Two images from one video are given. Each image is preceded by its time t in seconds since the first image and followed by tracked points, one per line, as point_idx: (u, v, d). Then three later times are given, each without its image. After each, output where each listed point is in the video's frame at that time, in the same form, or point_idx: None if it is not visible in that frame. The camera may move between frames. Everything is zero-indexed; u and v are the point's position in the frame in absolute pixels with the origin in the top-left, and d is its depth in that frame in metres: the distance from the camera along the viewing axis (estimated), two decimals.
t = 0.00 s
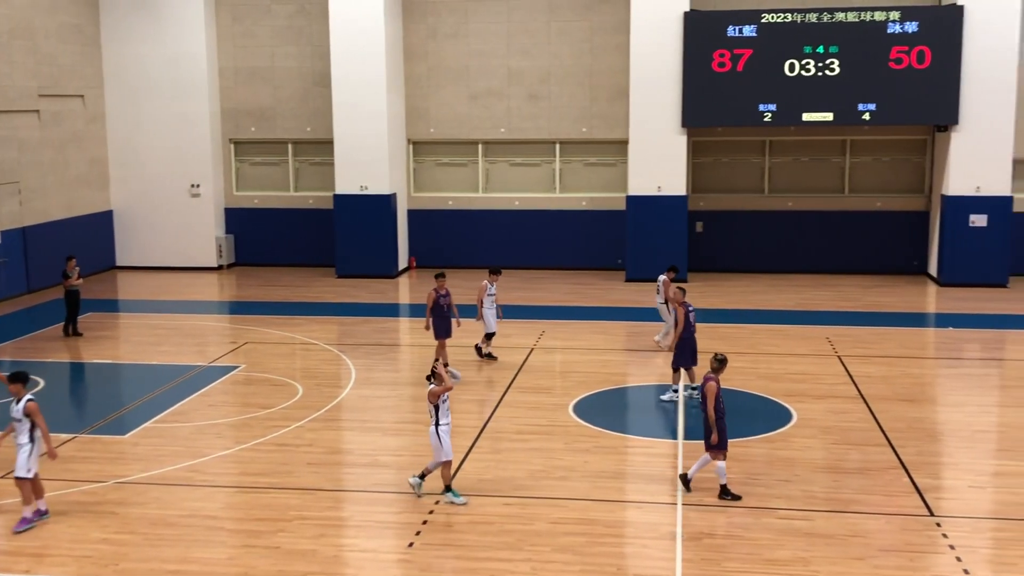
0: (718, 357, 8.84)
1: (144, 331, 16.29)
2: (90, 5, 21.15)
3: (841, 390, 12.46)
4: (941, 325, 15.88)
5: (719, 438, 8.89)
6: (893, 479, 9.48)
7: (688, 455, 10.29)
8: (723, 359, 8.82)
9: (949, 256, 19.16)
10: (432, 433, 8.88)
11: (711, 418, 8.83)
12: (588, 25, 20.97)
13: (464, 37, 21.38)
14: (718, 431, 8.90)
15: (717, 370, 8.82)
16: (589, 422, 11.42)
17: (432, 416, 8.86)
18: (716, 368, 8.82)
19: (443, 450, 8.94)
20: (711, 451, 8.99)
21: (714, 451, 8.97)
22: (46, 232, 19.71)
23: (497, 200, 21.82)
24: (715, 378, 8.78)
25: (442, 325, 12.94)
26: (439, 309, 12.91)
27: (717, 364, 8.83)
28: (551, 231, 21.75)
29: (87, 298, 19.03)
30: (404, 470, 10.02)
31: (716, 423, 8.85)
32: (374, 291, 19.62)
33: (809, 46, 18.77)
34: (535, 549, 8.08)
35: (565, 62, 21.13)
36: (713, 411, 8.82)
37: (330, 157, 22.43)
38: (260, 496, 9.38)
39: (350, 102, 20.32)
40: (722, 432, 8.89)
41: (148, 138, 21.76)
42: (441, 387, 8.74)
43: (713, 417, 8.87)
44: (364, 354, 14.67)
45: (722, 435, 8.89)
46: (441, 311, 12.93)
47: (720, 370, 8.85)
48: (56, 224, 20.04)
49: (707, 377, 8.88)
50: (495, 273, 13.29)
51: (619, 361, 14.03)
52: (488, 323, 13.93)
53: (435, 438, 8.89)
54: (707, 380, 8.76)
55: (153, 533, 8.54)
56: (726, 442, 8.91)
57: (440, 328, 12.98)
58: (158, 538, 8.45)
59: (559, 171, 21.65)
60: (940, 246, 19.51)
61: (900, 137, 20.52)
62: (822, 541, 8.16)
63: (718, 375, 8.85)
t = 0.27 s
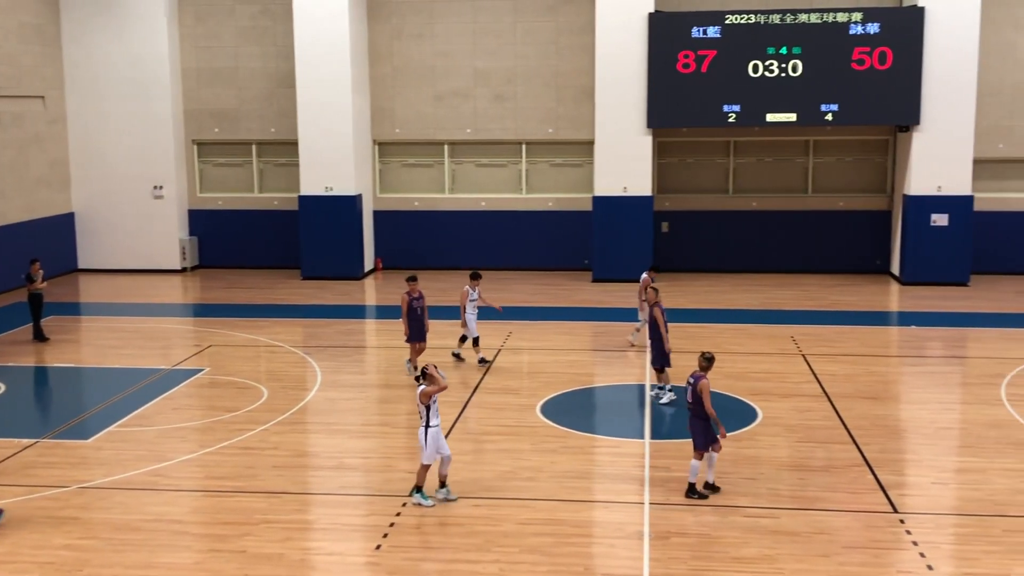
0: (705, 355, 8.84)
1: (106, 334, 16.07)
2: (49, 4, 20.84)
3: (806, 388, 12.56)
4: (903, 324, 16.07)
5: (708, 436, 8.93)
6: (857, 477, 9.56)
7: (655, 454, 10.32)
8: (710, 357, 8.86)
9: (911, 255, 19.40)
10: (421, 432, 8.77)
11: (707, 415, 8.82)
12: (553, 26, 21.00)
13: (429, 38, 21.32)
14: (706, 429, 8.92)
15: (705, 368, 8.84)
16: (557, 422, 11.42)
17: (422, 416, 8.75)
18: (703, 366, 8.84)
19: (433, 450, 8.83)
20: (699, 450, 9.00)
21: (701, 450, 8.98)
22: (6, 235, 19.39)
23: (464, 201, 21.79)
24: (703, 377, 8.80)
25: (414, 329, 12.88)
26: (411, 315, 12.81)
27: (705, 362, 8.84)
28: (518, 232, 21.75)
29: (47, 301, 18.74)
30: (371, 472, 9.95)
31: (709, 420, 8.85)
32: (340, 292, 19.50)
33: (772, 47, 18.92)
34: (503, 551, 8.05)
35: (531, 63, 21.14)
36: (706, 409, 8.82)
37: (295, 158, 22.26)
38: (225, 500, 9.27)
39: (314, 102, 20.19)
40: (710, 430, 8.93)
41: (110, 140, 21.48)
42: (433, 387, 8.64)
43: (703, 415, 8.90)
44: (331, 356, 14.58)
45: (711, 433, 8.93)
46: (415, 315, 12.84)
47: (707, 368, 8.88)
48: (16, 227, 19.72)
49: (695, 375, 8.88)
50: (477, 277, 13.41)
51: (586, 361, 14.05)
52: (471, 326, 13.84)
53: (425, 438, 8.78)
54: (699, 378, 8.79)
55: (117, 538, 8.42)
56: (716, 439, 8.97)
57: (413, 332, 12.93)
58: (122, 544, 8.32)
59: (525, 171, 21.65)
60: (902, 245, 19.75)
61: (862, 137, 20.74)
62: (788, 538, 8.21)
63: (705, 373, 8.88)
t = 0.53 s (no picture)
0: (696, 354, 8.87)
1: (72, 337, 15.86)
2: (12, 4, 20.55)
3: (775, 387, 12.64)
4: (870, 322, 16.22)
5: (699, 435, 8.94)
6: (826, 475, 9.63)
7: (626, 454, 10.34)
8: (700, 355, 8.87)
9: (877, 255, 19.60)
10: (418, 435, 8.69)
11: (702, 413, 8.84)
12: (522, 27, 21.01)
13: (398, 38, 21.26)
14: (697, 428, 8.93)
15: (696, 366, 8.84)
16: (527, 423, 11.41)
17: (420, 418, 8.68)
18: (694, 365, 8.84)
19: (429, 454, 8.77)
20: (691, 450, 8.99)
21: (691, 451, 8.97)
22: None
23: (433, 202, 21.74)
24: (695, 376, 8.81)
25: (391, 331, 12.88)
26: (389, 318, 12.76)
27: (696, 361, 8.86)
28: (488, 232, 21.73)
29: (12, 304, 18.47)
30: (341, 474, 9.89)
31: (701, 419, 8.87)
32: (309, 294, 19.38)
33: (740, 48, 19.04)
34: (475, 552, 8.03)
35: (501, 63, 21.14)
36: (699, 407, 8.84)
37: (264, 159, 22.10)
38: (194, 503, 9.17)
39: (282, 103, 20.05)
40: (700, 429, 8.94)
41: (75, 141, 21.22)
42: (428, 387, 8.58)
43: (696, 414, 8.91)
44: (301, 358, 14.48)
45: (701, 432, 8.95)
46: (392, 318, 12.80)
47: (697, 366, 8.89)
48: None
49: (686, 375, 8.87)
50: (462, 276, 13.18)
51: (557, 361, 14.06)
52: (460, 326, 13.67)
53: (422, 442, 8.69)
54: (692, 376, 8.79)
55: (84, 543, 8.30)
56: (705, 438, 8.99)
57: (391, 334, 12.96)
58: (89, 548, 8.21)
59: (495, 172, 21.63)
60: (868, 245, 19.95)
61: (829, 138, 20.94)
62: (758, 536, 8.26)
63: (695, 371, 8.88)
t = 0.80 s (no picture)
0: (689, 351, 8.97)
1: (43, 340, 15.67)
2: None
3: (749, 386, 12.71)
4: (843, 321, 16.35)
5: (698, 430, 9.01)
6: (800, 473, 9.69)
7: (601, 453, 10.35)
8: (694, 351, 8.95)
9: (850, 254, 19.76)
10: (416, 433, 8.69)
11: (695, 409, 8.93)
12: (496, 27, 21.00)
13: (371, 38, 21.19)
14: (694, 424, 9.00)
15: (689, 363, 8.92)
16: (503, 423, 11.39)
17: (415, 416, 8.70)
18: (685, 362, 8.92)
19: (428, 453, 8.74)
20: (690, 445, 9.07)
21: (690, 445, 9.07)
22: None
23: (408, 202, 21.69)
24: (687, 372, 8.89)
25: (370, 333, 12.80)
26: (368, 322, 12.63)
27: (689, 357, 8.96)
28: (463, 233, 21.70)
29: None
30: (316, 476, 9.83)
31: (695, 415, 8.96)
32: (283, 295, 19.28)
33: (713, 49, 19.13)
34: (450, 553, 8.00)
35: (475, 64, 21.12)
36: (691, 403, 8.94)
37: (237, 159, 21.96)
38: (167, 506, 9.09)
39: (255, 103, 19.93)
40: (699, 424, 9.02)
41: (44, 142, 20.98)
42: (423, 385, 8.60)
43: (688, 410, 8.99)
44: (274, 360, 14.39)
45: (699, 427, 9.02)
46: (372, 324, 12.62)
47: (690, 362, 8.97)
48: None
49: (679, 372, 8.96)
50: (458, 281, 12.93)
51: (532, 361, 14.06)
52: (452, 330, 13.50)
53: (421, 440, 8.70)
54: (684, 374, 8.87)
55: (55, 547, 8.20)
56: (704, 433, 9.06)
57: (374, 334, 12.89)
58: (60, 553, 8.11)
59: (469, 172, 21.61)
60: (841, 244, 20.10)
61: (801, 138, 21.08)
62: (732, 535, 8.29)
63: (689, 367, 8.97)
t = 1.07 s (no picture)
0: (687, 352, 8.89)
1: (16, 343, 15.50)
2: None
3: (726, 385, 12.76)
4: (819, 321, 16.44)
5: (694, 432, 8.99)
6: (777, 472, 9.73)
7: (579, 453, 10.35)
8: (693, 354, 8.89)
9: (825, 254, 19.88)
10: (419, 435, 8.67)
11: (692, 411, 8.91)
12: (473, 28, 20.98)
13: (348, 38, 21.12)
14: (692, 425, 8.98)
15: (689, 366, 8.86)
16: (481, 424, 11.37)
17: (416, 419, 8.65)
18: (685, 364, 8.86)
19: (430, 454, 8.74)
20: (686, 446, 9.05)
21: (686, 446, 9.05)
22: None
23: (385, 203, 21.62)
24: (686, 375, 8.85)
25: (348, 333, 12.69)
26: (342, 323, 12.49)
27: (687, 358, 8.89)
28: (440, 234, 21.66)
29: None
30: (293, 478, 9.77)
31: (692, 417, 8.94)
32: (259, 296, 19.17)
33: (690, 49, 19.19)
34: (429, 555, 7.97)
35: (452, 64, 21.09)
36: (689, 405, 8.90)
37: (213, 160, 21.82)
38: (143, 510, 9.01)
39: (230, 104, 19.81)
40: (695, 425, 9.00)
41: (17, 143, 20.76)
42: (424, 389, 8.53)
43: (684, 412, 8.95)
44: (251, 362, 14.30)
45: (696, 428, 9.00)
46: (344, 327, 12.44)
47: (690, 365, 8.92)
48: None
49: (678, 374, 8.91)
50: (453, 280, 12.79)
51: (510, 362, 14.05)
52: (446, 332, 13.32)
53: (422, 442, 8.68)
54: (683, 376, 8.83)
55: (30, 552, 8.11)
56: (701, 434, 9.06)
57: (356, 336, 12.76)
58: (35, 557, 8.02)
59: (446, 173, 21.58)
60: (817, 244, 20.23)
61: (777, 139, 21.20)
62: (710, 534, 8.31)
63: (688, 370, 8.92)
